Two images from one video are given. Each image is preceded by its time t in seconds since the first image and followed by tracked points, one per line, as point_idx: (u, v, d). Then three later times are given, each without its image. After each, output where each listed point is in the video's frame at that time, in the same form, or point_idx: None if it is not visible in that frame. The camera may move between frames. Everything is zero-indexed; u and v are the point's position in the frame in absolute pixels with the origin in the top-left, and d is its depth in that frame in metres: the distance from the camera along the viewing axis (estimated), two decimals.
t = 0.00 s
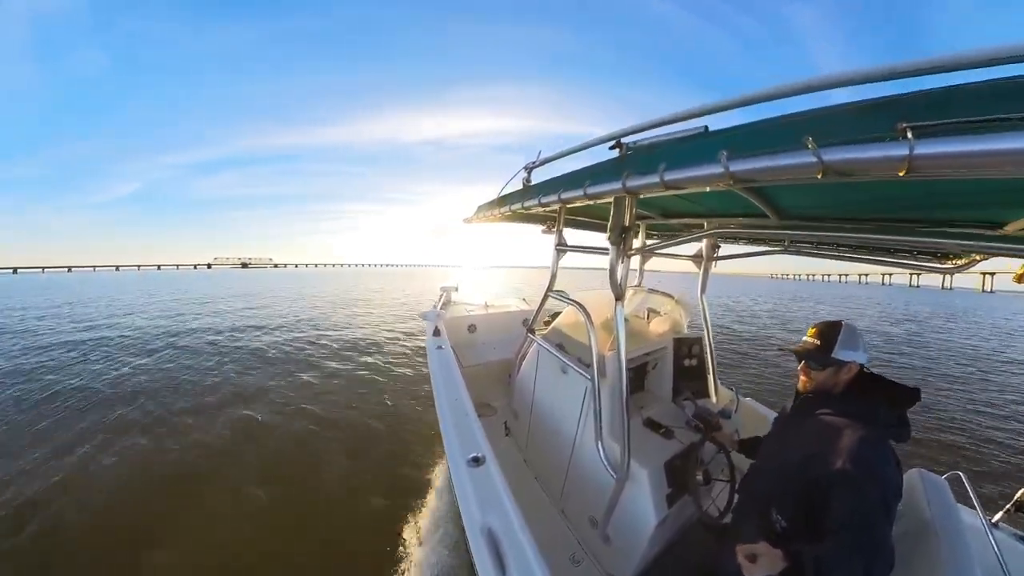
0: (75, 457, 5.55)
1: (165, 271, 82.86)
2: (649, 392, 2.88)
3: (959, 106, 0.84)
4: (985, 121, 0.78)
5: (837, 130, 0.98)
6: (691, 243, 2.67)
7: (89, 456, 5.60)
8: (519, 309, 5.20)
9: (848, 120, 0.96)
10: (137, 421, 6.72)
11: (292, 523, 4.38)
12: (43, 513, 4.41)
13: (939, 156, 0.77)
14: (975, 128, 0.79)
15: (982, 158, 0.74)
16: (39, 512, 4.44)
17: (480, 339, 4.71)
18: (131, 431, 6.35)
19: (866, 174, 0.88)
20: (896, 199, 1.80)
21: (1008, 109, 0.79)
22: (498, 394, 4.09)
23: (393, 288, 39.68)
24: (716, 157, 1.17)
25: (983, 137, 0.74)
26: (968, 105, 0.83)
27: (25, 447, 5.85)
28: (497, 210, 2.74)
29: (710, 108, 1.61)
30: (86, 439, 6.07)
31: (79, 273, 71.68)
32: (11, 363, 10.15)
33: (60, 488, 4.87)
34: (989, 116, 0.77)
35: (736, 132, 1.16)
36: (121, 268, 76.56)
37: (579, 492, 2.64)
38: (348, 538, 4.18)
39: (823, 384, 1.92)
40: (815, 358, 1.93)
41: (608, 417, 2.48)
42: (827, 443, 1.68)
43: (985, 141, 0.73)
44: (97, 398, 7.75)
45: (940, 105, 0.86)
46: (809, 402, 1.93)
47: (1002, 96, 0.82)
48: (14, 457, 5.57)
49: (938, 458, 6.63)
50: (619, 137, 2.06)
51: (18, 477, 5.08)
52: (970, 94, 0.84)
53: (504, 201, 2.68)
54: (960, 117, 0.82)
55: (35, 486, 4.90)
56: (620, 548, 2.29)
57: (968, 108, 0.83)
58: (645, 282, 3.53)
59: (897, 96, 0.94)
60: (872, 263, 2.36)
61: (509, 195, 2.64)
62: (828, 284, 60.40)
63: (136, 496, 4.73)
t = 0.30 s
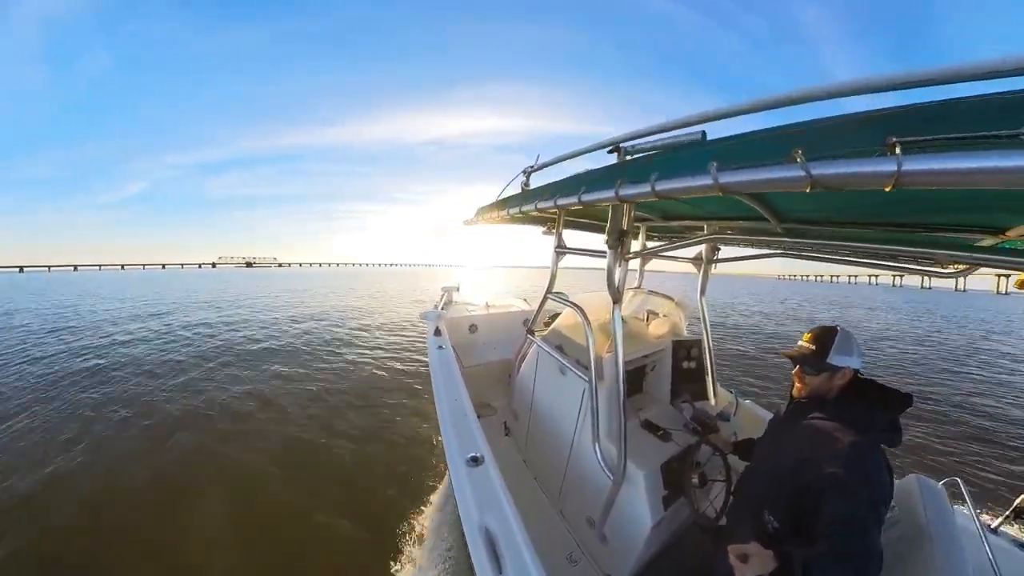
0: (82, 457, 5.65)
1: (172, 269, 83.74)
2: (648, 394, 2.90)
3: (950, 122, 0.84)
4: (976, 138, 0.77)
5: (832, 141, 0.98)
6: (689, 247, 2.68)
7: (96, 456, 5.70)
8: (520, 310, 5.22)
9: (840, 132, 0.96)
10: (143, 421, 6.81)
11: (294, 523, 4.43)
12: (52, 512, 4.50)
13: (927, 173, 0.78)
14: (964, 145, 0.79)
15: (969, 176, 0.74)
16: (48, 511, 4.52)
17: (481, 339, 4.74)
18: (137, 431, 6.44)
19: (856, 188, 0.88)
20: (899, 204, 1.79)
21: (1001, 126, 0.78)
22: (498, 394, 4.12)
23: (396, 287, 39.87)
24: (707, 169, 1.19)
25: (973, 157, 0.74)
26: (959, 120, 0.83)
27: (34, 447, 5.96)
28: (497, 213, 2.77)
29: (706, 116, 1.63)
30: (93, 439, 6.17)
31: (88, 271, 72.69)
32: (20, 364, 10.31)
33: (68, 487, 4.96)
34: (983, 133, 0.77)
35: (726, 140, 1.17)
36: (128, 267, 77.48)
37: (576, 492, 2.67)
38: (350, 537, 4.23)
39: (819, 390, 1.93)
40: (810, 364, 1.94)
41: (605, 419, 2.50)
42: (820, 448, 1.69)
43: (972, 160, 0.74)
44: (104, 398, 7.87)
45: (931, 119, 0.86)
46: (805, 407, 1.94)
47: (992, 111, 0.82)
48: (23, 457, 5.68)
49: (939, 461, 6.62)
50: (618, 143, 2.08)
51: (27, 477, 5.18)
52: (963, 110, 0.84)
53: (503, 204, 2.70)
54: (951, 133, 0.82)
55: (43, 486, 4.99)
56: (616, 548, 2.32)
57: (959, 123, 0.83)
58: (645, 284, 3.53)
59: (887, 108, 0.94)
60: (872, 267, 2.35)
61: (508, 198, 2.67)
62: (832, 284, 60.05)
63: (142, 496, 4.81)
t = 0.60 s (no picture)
0: (91, 450, 5.75)
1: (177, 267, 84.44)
2: (645, 394, 2.94)
3: (918, 144, 0.88)
4: (941, 162, 0.81)
5: (809, 163, 1.02)
6: (686, 250, 2.70)
7: (105, 450, 5.80)
8: (521, 310, 5.26)
9: (814, 154, 1.01)
10: (150, 417, 6.91)
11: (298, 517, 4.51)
12: (63, 504, 4.60)
13: (894, 194, 0.82)
14: (931, 168, 0.83)
15: (935, 198, 0.78)
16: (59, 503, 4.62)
17: (482, 339, 4.82)
18: (145, 426, 6.54)
19: (830, 205, 0.93)
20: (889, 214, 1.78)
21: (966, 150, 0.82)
22: (498, 393, 4.17)
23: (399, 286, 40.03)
24: (692, 183, 1.26)
25: (938, 180, 0.78)
26: (928, 142, 0.87)
27: (45, 441, 6.07)
28: (496, 217, 2.82)
29: (699, 126, 1.67)
30: (102, 433, 6.28)
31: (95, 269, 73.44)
32: (29, 359, 10.47)
33: (77, 480, 5.05)
34: (950, 158, 0.80)
35: (709, 156, 1.23)
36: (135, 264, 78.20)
37: (574, 490, 2.73)
38: (353, 531, 4.30)
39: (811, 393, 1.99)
40: (801, 367, 1.98)
41: (602, 418, 2.55)
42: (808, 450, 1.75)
43: (937, 183, 0.78)
44: (112, 393, 8.00)
45: (898, 141, 0.91)
46: (795, 409, 2.02)
47: (956, 134, 0.85)
48: (34, 450, 5.78)
49: (941, 462, 6.60)
50: (616, 152, 2.12)
51: (38, 470, 5.28)
52: (934, 131, 0.87)
53: (502, 209, 2.75)
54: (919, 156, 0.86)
55: (54, 479, 5.09)
56: (613, 545, 2.37)
57: (928, 145, 0.87)
58: (644, 284, 3.55)
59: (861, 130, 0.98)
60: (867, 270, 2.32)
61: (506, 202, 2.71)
62: (836, 284, 59.68)
63: (150, 490, 4.91)
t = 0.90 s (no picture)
0: (100, 449, 5.85)
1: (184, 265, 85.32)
2: (641, 397, 2.98)
3: (890, 177, 0.95)
4: (909, 198, 0.89)
5: (774, 192, 1.15)
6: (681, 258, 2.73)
7: (113, 449, 5.90)
8: (520, 312, 5.30)
9: (791, 182, 1.09)
10: (157, 416, 7.02)
11: (303, 515, 4.61)
12: (73, 502, 4.70)
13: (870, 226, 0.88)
14: (900, 202, 0.90)
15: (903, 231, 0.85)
16: (69, 500, 4.73)
17: (483, 340, 4.89)
18: (153, 425, 6.66)
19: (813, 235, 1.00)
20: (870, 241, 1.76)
21: (930, 185, 0.89)
22: (499, 394, 4.23)
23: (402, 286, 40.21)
24: (669, 206, 1.38)
25: (906, 214, 0.85)
26: (899, 176, 0.94)
27: (55, 439, 6.18)
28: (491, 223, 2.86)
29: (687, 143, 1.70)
30: (111, 432, 6.39)
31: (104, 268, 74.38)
32: (37, 359, 10.62)
33: (86, 479, 5.15)
34: (918, 194, 0.87)
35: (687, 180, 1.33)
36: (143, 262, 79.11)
37: (569, 491, 2.78)
38: (355, 530, 4.39)
39: (807, 399, 2.03)
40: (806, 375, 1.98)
41: (598, 422, 2.59)
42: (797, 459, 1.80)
43: (906, 217, 0.84)
44: (120, 392, 8.13)
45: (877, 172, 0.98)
46: (791, 418, 2.03)
47: (923, 169, 0.92)
48: (44, 449, 5.89)
49: (942, 465, 6.59)
50: (609, 166, 2.17)
51: (47, 469, 5.38)
52: (906, 165, 0.93)
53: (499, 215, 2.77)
54: (892, 189, 0.93)
55: (63, 477, 5.19)
56: (607, 545, 2.43)
57: (900, 178, 0.93)
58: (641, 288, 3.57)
59: (842, 159, 1.04)
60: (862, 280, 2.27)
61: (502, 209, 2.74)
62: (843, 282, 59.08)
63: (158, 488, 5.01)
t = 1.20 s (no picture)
0: (107, 446, 5.94)
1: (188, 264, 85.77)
2: (641, 396, 3.00)
3: (869, 181, 0.98)
4: (882, 200, 0.92)
5: (763, 194, 1.19)
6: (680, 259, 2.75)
7: (118, 447, 5.97)
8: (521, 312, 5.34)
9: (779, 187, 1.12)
10: (163, 414, 7.11)
11: (305, 513, 4.65)
12: (81, 498, 4.78)
13: (848, 229, 0.93)
14: (877, 204, 0.94)
15: (877, 232, 0.90)
16: (77, 496, 4.81)
17: (485, 339, 4.94)
18: (158, 423, 6.75)
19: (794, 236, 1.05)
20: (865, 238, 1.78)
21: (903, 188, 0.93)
22: (500, 393, 4.27)
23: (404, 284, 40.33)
24: (661, 209, 1.43)
25: (880, 217, 0.90)
26: (873, 180, 0.98)
27: (62, 436, 6.27)
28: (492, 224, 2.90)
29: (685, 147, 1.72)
30: (117, 430, 6.47)
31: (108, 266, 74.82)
32: (43, 356, 10.74)
33: (93, 476, 5.23)
34: (890, 197, 0.91)
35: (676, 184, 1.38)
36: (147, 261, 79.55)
37: (569, 489, 2.82)
38: (357, 526, 4.45)
39: (806, 399, 2.03)
40: (803, 377, 2.00)
41: (597, 420, 2.62)
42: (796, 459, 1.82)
43: (880, 219, 0.89)
44: (126, 390, 8.22)
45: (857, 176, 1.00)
46: (791, 417, 2.05)
47: (899, 172, 0.95)
48: (52, 446, 5.98)
49: (943, 464, 6.58)
50: (608, 169, 2.20)
51: (55, 465, 5.46)
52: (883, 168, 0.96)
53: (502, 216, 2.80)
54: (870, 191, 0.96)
55: (71, 474, 5.27)
56: (606, 542, 2.46)
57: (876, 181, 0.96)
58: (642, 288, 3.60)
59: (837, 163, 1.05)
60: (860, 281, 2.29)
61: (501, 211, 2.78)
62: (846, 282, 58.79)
63: (163, 485, 5.07)
